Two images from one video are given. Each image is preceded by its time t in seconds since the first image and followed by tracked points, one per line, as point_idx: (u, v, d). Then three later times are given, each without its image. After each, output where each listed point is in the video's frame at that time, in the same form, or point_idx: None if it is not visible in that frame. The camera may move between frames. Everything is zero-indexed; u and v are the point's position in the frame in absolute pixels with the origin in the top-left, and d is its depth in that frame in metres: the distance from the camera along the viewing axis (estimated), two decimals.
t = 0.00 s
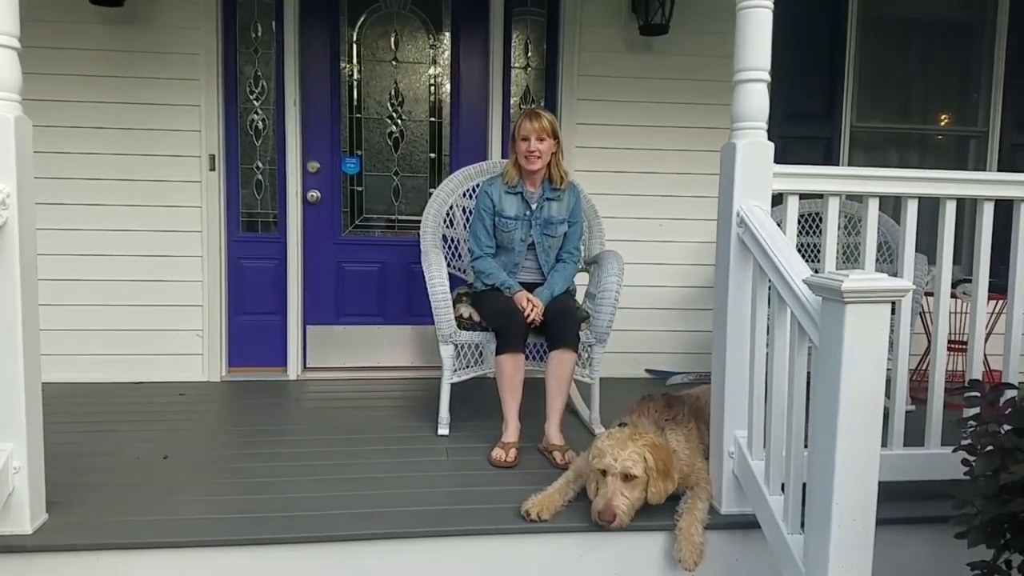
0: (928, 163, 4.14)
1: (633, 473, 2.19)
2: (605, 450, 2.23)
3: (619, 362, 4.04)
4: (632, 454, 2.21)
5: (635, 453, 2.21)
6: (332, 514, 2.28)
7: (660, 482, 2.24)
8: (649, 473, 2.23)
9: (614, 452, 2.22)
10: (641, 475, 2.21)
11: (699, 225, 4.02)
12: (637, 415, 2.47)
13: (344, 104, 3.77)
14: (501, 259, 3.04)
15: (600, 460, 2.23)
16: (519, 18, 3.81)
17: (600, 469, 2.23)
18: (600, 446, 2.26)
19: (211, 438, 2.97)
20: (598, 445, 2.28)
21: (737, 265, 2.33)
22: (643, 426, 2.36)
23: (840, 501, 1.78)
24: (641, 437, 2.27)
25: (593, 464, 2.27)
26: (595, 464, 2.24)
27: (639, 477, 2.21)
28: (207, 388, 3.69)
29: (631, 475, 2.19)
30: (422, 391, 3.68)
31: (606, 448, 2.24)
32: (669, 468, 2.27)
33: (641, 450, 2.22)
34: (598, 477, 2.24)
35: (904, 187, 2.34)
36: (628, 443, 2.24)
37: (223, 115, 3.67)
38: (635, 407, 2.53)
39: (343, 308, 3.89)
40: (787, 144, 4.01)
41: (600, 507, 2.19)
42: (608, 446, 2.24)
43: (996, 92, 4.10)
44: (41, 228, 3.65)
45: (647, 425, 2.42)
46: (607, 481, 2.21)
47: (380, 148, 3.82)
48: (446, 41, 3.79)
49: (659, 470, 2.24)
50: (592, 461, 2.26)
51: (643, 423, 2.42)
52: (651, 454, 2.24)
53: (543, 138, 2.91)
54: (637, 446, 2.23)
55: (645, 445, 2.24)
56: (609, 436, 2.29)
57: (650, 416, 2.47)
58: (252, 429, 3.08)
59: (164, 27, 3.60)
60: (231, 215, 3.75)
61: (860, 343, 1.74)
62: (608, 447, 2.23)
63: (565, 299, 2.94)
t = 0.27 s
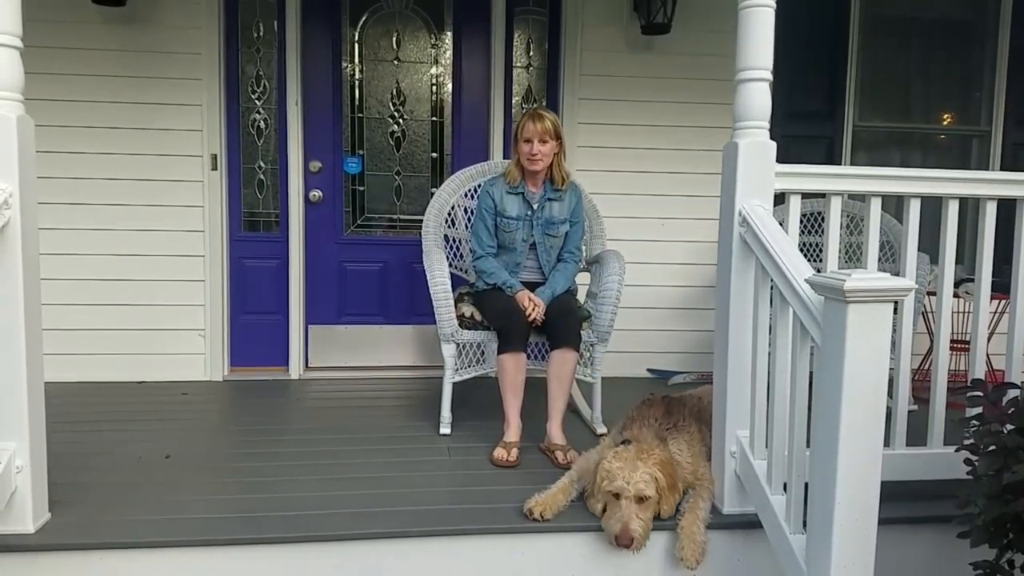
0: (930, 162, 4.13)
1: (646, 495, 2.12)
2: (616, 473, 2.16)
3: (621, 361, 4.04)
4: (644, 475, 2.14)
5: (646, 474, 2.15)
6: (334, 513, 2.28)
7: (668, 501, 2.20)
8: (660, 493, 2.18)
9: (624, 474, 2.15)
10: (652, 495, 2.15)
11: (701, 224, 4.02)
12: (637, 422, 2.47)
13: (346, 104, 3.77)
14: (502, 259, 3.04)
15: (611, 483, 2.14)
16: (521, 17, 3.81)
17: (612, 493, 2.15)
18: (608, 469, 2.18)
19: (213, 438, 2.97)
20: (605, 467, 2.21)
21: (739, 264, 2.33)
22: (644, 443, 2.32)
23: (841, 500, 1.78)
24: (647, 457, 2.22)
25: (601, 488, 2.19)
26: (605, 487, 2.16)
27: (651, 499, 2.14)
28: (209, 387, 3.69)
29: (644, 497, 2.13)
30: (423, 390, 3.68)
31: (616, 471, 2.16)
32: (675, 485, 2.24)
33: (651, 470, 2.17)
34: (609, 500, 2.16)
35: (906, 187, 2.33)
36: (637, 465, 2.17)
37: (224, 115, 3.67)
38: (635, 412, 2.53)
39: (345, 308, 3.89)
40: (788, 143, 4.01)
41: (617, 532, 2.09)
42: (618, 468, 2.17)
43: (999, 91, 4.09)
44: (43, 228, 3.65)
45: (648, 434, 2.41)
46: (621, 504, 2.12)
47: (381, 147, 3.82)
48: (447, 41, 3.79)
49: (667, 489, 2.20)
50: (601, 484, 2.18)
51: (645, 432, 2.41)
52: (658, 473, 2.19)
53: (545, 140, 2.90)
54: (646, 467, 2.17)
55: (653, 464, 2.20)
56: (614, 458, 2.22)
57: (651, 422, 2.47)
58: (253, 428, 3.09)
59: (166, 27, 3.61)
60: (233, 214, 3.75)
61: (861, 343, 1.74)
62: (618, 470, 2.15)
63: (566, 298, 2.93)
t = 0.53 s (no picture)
0: (930, 162, 4.14)
1: (662, 509, 2.12)
2: (635, 483, 2.14)
3: (621, 361, 4.04)
4: (663, 490, 2.14)
5: (664, 488, 2.14)
6: (334, 512, 2.28)
7: (679, 518, 2.20)
8: (673, 509, 2.17)
9: (644, 485, 2.13)
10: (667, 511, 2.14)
11: (701, 224, 4.02)
12: (639, 430, 2.46)
13: (347, 103, 3.77)
14: (503, 259, 3.04)
15: (629, 493, 2.13)
16: (522, 17, 3.81)
17: (627, 502, 2.14)
18: (626, 479, 2.17)
19: (213, 437, 2.97)
20: (622, 477, 2.19)
21: (739, 264, 2.33)
22: (660, 458, 2.32)
23: (842, 499, 1.78)
24: (664, 471, 2.22)
25: (617, 496, 2.17)
26: (622, 496, 2.14)
27: (666, 513, 2.14)
28: (209, 386, 3.69)
29: (660, 510, 2.12)
30: (424, 390, 3.68)
31: (636, 482, 2.15)
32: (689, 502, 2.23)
33: (669, 485, 2.16)
34: (624, 509, 2.14)
35: (906, 187, 2.33)
36: (657, 478, 2.16)
37: (225, 114, 3.67)
38: (635, 418, 2.52)
39: (345, 307, 3.89)
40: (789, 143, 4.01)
41: (631, 541, 2.07)
42: (637, 479, 2.16)
43: (999, 91, 4.09)
44: (44, 227, 3.65)
45: (654, 441, 2.42)
46: (637, 514, 2.11)
47: (382, 147, 3.82)
48: (448, 40, 3.79)
49: (680, 505, 2.20)
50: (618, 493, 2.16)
51: (649, 443, 2.41)
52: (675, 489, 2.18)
53: (546, 142, 2.90)
54: (666, 482, 2.16)
55: (671, 480, 2.19)
56: (632, 468, 2.21)
57: (654, 430, 2.46)
58: (253, 427, 3.09)
59: (166, 26, 3.61)
60: (233, 214, 3.75)
61: (862, 343, 1.74)
62: (638, 480, 2.14)
63: (566, 298, 2.93)
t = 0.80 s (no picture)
0: (929, 163, 4.14)
1: (670, 517, 2.08)
2: (643, 491, 2.11)
3: (621, 361, 4.04)
4: (671, 498, 2.10)
5: (672, 496, 2.11)
6: (333, 512, 2.29)
7: (685, 525, 2.16)
8: (681, 517, 2.13)
9: (653, 493, 2.10)
10: (676, 521, 2.11)
11: (701, 224, 4.02)
12: (641, 434, 2.43)
13: (347, 103, 3.77)
14: (502, 260, 3.04)
15: (636, 501, 2.09)
16: (522, 17, 3.81)
17: (634, 511, 2.10)
18: (632, 487, 2.13)
19: (212, 436, 2.97)
20: (628, 485, 2.16)
21: (739, 265, 2.33)
22: (665, 464, 2.29)
23: (841, 500, 1.78)
24: (671, 478, 2.19)
25: (624, 504, 2.13)
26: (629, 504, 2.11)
27: (673, 522, 2.10)
28: (208, 386, 3.69)
29: (667, 519, 2.09)
30: (423, 389, 3.68)
31: (643, 490, 2.11)
32: (695, 511, 2.20)
33: (677, 493, 2.13)
34: (631, 518, 2.10)
35: (906, 188, 2.33)
36: (665, 487, 2.13)
37: (225, 113, 3.68)
38: (635, 421, 2.49)
39: (345, 307, 3.89)
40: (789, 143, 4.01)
41: (638, 550, 2.04)
42: (644, 487, 2.12)
43: (999, 92, 4.09)
44: (44, 226, 3.65)
45: (656, 443, 2.40)
46: (645, 523, 2.07)
47: (382, 146, 3.82)
48: (448, 40, 3.79)
49: (687, 512, 2.16)
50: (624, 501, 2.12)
51: (651, 448, 2.38)
52: (683, 500, 2.14)
53: (548, 144, 2.89)
54: (674, 490, 2.13)
55: (678, 487, 2.16)
56: (638, 476, 2.18)
57: (655, 433, 2.43)
58: (253, 427, 3.09)
59: (166, 25, 3.61)
60: (233, 213, 3.75)
61: (861, 344, 1.74)
62: (646, 488, 2.11)
63: (566, 298, 2.94)
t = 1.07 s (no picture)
0: (930, 163, 4.14)
1: (668, 521, 2.08)
2: (641, 495, 2.10)
3: (621, 361, 4.04)
4: (670, 502, 2.10)
5: (671, 500, 2.10)
6: (332, 510, 2.29)
7: (686, 527, 2.16)
8: (681, 519, 2.13)
9: (652, 497, 2.09)
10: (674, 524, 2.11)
11: (701, 224, 4.02)
12: (640, 434, 2.43)
13: (347, 102, 3.77)
14: (502, 259, 3.05)
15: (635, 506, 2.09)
16: (523, 16, 3.81)
17: (633, 515, 2.10)
18: (631, 490, 2.13)
19: (212, 434, 2.98)
20: (627, 488, 2.15)
21: (739, 265, 2.33)
22: (665, 465, 2.28)
23: (840, 500, 1.78)
24: (671, 480, 2.18)
25: (623, 507, 2.13)
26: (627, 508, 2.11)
27: (672, 525, 2.10)
28: (208, 384, 3.69)
29: (666, 522, 2.09)
30: (423, 388, 3.68)
31: (642, 494, 2.11)
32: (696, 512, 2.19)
33: (676, 496, 2.12)
34: (630, 522, 2.11)
35: (907, 188, 2.33)
36: (665, 490, 2.12)
37: (226, 112, 3.68)
38: (635, 422, 2.49)
39: (345, 305, 3.89)
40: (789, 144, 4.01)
41: (636, 556, 2.05)
42: (643, 491, 2.12)
43: (1000, 93, 4.09)
44: (44, 223, 3.65)
45: (656, 443, 2.40)
46: (643, 528, 2.08)
47: (383, 145, 3.82)
48: (449, 39, 3.79)
49: (687, 514, 2.16)
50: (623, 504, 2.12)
51: (650, 448, 2.39)
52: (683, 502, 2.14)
53: (549, 145, 2.89)
54: (673, 494, 2.12)
55: (678, 490, 2.15)
56: (638, 479, 2.17)
57: (654, 433, 2.44)
58: (253, 425, 3.09)
59: (167, 23, 3.61)
60: (234, 211, 3.75)
61: (861, 344, 1.74)
62: (645, 492, 2.11)
63: (566, 298, 2.94)
